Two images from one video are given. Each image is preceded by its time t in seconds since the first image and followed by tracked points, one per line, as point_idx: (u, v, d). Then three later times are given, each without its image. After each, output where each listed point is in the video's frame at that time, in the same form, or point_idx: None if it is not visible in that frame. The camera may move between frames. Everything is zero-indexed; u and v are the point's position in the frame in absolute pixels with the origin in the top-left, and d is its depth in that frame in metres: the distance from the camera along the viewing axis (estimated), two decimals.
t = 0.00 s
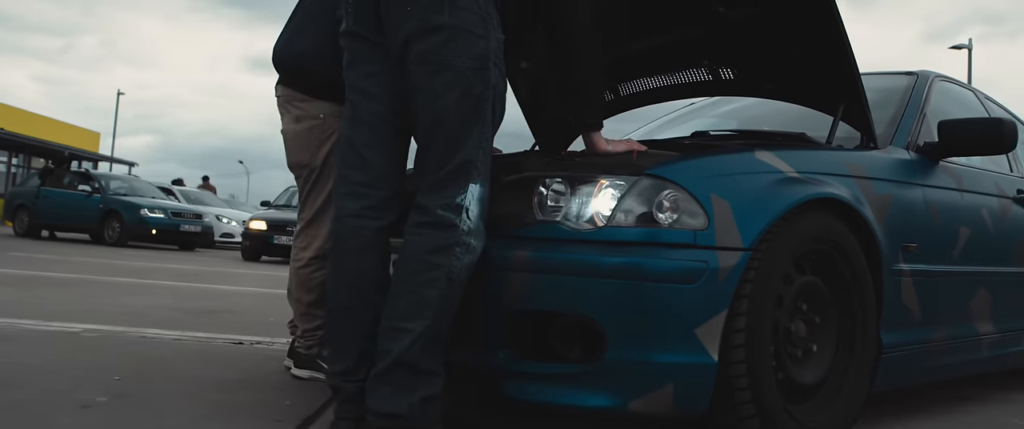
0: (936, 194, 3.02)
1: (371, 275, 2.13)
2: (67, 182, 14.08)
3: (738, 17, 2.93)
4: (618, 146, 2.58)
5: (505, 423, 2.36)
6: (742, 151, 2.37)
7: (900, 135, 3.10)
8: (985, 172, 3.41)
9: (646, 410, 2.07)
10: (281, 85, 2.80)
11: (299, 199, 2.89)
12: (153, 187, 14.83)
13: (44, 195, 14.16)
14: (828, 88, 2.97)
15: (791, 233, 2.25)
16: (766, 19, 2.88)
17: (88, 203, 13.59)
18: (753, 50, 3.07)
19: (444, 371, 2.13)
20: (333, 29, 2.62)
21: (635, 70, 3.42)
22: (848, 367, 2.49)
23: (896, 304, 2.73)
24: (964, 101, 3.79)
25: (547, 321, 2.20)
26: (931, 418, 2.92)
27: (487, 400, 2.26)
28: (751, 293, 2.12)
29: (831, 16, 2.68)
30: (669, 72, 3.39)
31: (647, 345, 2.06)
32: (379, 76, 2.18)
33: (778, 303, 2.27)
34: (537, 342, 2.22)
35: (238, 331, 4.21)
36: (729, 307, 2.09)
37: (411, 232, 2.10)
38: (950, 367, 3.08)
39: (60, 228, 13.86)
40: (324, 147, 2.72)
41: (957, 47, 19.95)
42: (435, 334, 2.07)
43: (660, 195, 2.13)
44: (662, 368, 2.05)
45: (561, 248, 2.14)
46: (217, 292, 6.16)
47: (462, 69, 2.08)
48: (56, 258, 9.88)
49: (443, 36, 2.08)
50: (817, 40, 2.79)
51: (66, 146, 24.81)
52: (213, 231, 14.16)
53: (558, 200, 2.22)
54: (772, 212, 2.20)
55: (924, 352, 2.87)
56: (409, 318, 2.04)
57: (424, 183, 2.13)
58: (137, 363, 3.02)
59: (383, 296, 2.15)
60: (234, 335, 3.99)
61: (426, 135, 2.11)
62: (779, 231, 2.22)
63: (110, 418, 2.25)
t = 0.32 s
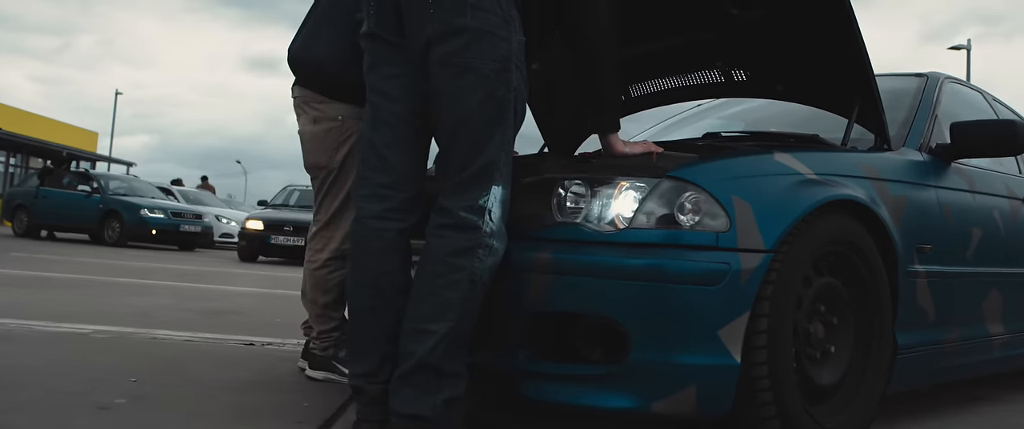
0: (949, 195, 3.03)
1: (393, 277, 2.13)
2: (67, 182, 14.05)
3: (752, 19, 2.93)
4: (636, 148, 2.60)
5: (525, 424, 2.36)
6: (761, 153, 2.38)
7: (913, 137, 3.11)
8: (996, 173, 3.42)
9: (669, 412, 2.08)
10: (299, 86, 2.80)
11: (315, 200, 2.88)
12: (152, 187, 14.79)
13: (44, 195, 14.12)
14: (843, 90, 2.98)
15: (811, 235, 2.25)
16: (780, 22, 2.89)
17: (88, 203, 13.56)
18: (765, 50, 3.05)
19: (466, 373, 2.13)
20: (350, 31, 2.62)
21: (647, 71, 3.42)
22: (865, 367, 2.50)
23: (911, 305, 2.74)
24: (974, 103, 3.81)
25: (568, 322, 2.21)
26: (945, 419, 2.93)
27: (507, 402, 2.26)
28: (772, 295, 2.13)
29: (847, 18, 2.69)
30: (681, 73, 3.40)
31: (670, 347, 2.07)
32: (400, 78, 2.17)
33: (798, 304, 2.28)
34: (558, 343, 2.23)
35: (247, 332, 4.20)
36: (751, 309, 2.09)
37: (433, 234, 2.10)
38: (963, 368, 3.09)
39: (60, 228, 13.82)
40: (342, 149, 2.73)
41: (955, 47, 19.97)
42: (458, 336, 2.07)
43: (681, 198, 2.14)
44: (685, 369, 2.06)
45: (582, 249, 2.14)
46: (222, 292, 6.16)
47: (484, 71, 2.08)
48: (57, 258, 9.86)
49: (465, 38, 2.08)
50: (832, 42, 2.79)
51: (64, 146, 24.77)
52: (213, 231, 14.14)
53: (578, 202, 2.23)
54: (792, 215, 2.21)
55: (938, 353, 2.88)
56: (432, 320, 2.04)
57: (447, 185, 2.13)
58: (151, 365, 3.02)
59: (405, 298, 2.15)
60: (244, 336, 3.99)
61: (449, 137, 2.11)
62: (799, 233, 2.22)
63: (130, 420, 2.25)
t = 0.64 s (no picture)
0: (961, 197, 3.04)
1: (415, 280, 2.13)
2: (66, 182, 14.00)
3: (767, 21, 2.94)
4: (653, 150, 2.61)
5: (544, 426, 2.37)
6: (780, 156, 2.38)
7: (925, 139, 3.12)
8: (1006, 175, 3.43)
9: (692, 414, 2.09)
10: (315, 89, 2.80)
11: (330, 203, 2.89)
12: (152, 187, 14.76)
13: (43, 195, 14.08)
14: (856, 92, 2.99)
15: (831, 238, 2.26)
16: (795, 24, 2.90)
17: (87, 203, 13.53)
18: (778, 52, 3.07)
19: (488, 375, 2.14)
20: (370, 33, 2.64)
21: (659, 72, 3.43)
22: (882, 367, 2.51)
23: (925, 307, 2.76)
24: (982, 105, 3.82)
25: (589, 324, 2.21)
26: (958, 419, 2.94)
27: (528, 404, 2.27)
28: (793, 297, 2.13)
29: (862, 22, 2.70)
30: (692, 75, 3.41)
31: (692, 349, 2.07)
32: (422, 81, 2.17)
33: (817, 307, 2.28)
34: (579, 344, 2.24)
35: (256, 333, 4.20)
36: (773, 311, 2.10)
37: (455, 237, 2.11)
38: (975, 368, 3.10)
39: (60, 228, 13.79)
40: (361, 152, 2.74)
41: (954, 48, 20.01)
42: (480, 338, 2.08)
43: (702, 200, 2.14)
44: (707, 372, 2.07)
45: (604, 252, 2.15)
46: (226, 293, 6.15)
47: (506, 74, 2.09)
48: (58, 258, 9.83)
49: (488, 41, 2.08)
50: (847, 45, 2.80)
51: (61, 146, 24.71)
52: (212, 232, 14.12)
53: (597, 204, 2.23)
54: (813, 218, 2.22)
55: (951, 354, 2.90)
56: (455, 322, 2.05)
57: (469, 188, 2.13)
58: (165, 366, 3.02)
59: (427, 300, 2.15)
60: (254, 337, 3.98)
61: (471, 139, 2.11)
62: (819, 236, 2.23)
63: (150, 422, 2.25)
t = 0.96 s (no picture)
0: (973, 199, 3.05)
1: (437, 283, 2.13)
2: (65, 183, 13.96)
3: (780, 24, 2.96)
4: (668, 152, 2.61)
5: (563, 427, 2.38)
6: (798, 159, 2.39)
7: (936, 141, 3.14)
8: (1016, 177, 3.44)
9: (714, 416, 2.10)
10: (330, 91, 2.82)
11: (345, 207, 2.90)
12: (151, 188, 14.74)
13: (42, 196, 14.03)
14: (870, 96, 3.01)
15: (849, 240, 2.27)
16: (809, 27, 2.91)
17: (87, 204, 13.50)
18: (791, 54, 3.09)
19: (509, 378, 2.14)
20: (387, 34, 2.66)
21: (671, 74, 3.43)
22: (898, 368, 2.52)
23: (939, 308, 2.77)
24: (989, 107, 3.84)
25: (611, 327, 2.22)
26: (970, 420, 2.95)
27: (549, 405, 2.28)
28: (814, 299, 2.15)
29: (880, 28, 2.70)
30: (705, 76, 3.41)
31: (714, 352, 2.08)
32: (443, 84, 2.18)
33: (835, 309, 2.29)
34: (600, 347, 2.25)
35: (265, 335, 4.20)
36: (794, 314, 2.11)
37: (477, 240, 2.11)
38: (986, 370, 3.11)
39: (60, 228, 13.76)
40: (378, 154, 2.78)
41: (948, 47, 20.09)
42: (502, 340, 2.08)
43: (722, 203, 2.15)
44: (728, 374, 2.08)
45: (625, 255, 2.16)
46: (231, 294, 6.14)
47: (528, 77, 2.09)
48: (59, 259, 9.80)
49: (510, 44, 2.09)
50: (863, 49, 2.81)
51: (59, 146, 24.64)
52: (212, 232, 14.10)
53: (616, 207, 2.24)
54: (832, 221, 2.23)
55: (963, 355, 2.91)
56: (478, 325, 2.05)
57: (490, 191, 2.14)
58: (179, 369, 3.01)
59: (448, 303, 2.14)
60: (264, 339, 3.98)
61: (492, 142, 2.12)
62: (838, 239, 2.25)
63: (171, 425, 2.25)
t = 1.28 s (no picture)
0: (984, 201, 3.07)
1: (457, 286, 2.14)
2: (63, 184, 13.91)
3: (792, 26, 2.97)
4: (684, 154, 2.62)
5: None
6: (815, 162, 2.40)
7: (947, 143, 3.15)
8: None
9: (734, 419, 2.11)
10: (347, 94, 2.85)
11: (359, 210, 2.90)
12: (150, 188, 14.70)
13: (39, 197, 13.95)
14: (884, 99, 3.01)
15: (867, 244, 2.28)
16: (821, 30, 2.92)
17: (85, 205, 13.46)
18: (803, 57, 3.10)
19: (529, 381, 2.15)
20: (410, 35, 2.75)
21: (682, 77, 3.44)
22: (912, 370, 2.53)
23: (952, 311, 2.78)
24: (997, 109, 3.86)
25: (630, 331, 2.22)
26: (982, 421, 2.96)
27: (567, 408, 2.28)
28: (833, 302, 2.16)
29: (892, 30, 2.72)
30: (715, 78, 3.42)
31: (734, 355, 2.09)
32: (463, 87, 2.19)
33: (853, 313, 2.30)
34: (619, 350, 2.25)
35: (273, 336, 4.19)
36: (814, 317, 2.12)
37: (497, 243, 2.11)
38: (997, 371, 3.12)
39: (58, 229, 13.71)
40: (393, 157, 2.81)
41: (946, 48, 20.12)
42: (522, 343, 2.08)
43: (741, 206, 2.16)
44: (748, 376, 2.09)
45: (645, 258, 2.16)
46: (234, 295, 6.13)
47: (550, 81, 2.10)
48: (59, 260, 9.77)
49: (531, 48, 2.09)
50: (875, 52, 2.83)
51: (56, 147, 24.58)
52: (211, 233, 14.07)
53: (634, 210, 2.25)
54: (851, 225, 2.23)
55: (975, 357, 2.92)
56: (499, 328, 2.06)
57: (511, 194, 2.14)
58: (192, 370, 3.01)
59: (468, 306, 2.15)
60: (272, 340, 3.97)
61: (513, 146, 2.12)
62: (856, 242, 2.26)
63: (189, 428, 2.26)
